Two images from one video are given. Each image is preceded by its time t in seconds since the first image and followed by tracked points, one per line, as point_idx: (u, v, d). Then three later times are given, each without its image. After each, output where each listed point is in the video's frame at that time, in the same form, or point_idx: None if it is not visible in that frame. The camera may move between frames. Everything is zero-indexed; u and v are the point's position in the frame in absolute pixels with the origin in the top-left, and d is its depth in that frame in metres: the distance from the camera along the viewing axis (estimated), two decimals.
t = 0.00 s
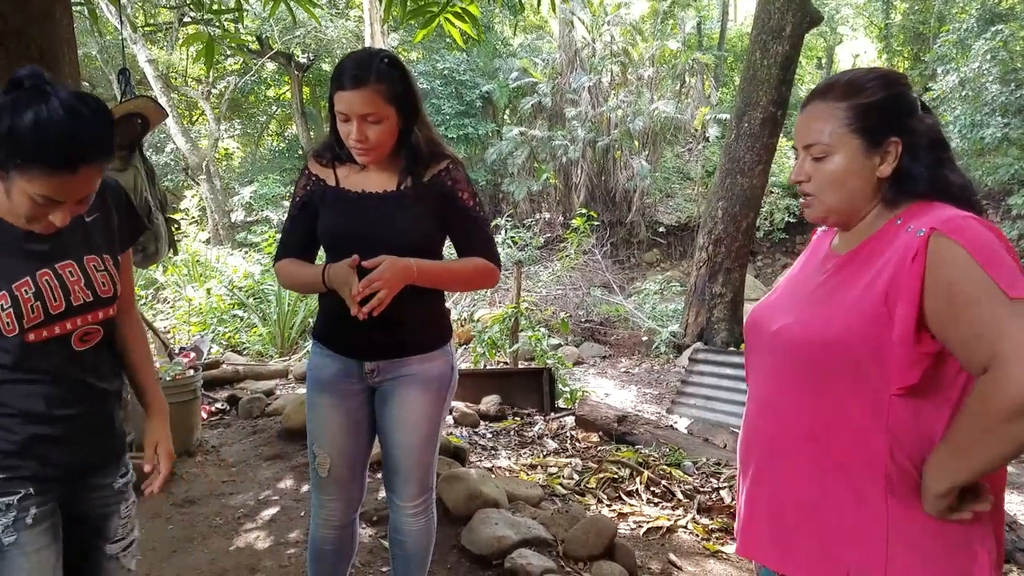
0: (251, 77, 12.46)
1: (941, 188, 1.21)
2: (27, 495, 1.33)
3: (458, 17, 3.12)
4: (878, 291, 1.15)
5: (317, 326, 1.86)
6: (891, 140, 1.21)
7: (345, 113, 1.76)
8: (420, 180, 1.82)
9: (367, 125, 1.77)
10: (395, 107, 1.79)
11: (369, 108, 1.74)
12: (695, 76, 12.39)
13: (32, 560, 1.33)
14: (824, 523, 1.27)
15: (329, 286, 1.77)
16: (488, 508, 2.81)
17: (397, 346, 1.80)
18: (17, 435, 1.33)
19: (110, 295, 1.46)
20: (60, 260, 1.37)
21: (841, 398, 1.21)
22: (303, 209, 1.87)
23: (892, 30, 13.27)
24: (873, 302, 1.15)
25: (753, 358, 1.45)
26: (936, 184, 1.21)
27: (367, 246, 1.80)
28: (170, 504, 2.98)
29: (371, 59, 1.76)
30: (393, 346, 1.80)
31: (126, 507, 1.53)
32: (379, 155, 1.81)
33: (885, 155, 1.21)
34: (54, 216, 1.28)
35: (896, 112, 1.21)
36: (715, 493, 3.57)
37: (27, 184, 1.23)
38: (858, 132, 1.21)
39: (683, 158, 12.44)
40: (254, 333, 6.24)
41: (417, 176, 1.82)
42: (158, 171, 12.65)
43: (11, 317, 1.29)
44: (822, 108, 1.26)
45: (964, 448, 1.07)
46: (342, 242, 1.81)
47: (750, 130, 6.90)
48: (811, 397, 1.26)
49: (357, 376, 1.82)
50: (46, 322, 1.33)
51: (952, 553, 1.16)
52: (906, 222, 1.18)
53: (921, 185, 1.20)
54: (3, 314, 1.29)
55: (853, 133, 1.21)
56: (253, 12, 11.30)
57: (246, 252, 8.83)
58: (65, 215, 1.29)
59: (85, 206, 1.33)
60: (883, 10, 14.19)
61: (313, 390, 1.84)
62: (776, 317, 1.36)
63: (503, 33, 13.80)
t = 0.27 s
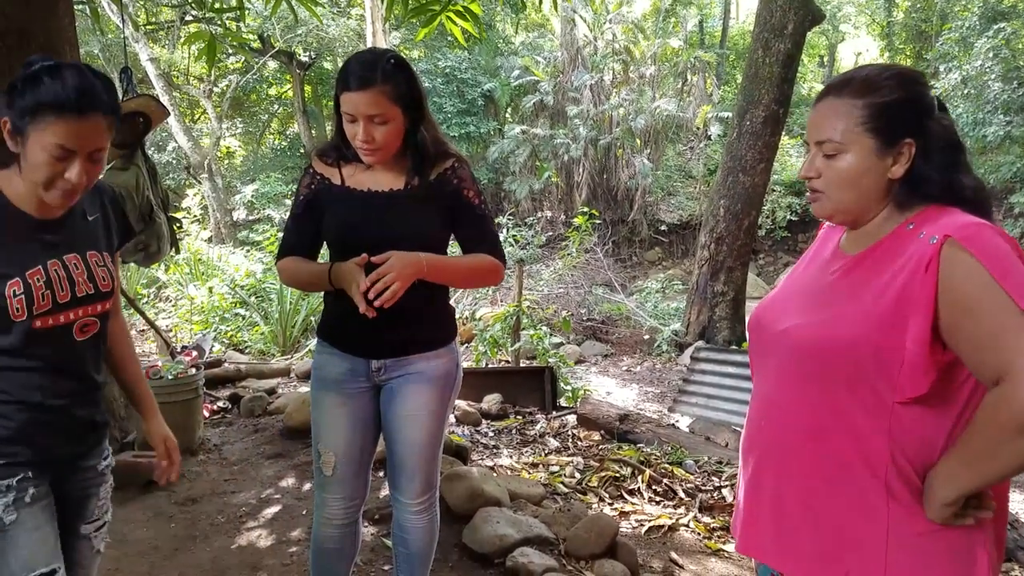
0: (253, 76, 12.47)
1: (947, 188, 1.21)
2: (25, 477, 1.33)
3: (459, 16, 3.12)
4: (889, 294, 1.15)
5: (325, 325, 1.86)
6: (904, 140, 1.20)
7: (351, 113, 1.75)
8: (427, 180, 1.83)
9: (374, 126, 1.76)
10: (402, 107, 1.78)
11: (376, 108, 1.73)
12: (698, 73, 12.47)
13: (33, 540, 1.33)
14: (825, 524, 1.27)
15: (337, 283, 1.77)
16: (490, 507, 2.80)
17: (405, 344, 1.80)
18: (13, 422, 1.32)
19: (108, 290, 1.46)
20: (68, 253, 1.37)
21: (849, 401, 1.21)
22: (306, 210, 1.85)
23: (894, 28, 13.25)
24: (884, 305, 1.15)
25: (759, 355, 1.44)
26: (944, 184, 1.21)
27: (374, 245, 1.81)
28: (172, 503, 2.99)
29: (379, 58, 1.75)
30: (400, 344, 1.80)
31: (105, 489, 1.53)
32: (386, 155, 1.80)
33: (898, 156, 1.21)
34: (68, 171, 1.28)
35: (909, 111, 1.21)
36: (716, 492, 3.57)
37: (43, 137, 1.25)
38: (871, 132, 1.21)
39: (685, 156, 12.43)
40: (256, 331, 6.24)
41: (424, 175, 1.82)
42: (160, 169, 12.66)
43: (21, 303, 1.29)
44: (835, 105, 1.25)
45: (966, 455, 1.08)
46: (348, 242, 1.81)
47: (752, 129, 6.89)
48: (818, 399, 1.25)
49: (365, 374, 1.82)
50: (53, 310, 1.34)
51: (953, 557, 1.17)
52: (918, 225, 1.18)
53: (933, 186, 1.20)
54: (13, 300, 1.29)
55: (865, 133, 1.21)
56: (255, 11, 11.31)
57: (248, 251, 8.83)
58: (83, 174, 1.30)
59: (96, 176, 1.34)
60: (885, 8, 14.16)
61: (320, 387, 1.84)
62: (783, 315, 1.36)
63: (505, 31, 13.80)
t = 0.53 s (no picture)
0: (255, 74, 12.47)
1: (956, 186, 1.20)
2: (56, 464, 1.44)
3: (462, 14, 3.12)
4: (893, 294, 1.14)
5: (329, 322, 1.86)
6: (912, 140, 1.19)
7: (359, 112, 1.74)
8: (433, 177, 1.83)
9: (382, 124, 1.75)
10: (409, 105, 1.78)
11: (384, 107, 1.72)
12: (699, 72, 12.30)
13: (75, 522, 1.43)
14: (826, 523, 1.27)
15: (344, 281, 1.76)
16: (492, 505, 2.80)
17: (413, 343, 1.80)
18: (41, 410, 1.42)
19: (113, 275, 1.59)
20: (78, 240, 1.50)
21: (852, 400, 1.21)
22: (311, 207, 1.84)
23: (897, 26, 13.22)
24: (890, 305, 1.14)
25: (763, 354, 1.44)
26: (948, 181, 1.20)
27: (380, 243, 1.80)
28: (175, 500, 2.99)
29: (386, 57, 1.74)
30: (405, 343, 1.80)
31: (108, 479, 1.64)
32: (393, 154, 1.80)
33: (905, 157, 1.20)
34: (76, 131, 1.42)
35: (919, 110, 1.20)
36: (718, 490, 3.57)
37: (44, 104, 1.40)
38: (879, 131, 1.20)
39: (687, 154, 12.42)
40: (258, 329, 6.24)
41: (430, 172, 1.83)
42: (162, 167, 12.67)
43: (51, 286, 1.42)
44: (843, 103, 1.25)
45: (970, 457, 1.07)
46: (354, 240, 1.81)
47: (754, 127, 6.88)
48: (820, 398, 1.25)
49: (371, 372, 1.81)
50: (77, 292, 1.47)
51: (954, 559, 1.16)
52: (928, 225, 1.17)
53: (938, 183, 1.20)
54: (44, 284, 1.41)
55: (873, 131, 1.20)
56: (257, 9, 11.33)
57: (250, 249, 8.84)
58: (91, 136, 1.44)
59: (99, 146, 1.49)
60: (888, 6, 14.14)
61: (325, 384, 1.84)
62: (787, 315, 1.35)
63: (507, 30, 13.80)
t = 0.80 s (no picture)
0: (258, 73, 12.47)
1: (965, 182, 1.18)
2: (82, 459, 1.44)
3: (464, 13, 3.12)
4: (892, 293, 1.14)
5: (334, 319, 1.85)
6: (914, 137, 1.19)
7: (370, 113, 1.74)
8: (438, 176, 1.84)
9: (394, 125, 1.75)
10: (418, 106, 1.78)
11: (394, 108, 1.73)
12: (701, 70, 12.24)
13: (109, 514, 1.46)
14: (828, 523, 1.27)
15: (348, 269, 1.76)
16: (495, 504, 2.80)
17: (411, 338, 1.80)
18: (64, 407, 1.41)
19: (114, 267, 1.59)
20: (81, 231, 1.49)
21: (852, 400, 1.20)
22: (315, 205, 1.83)
23: (899, 25, 13.20)
24: (889, 305, 1.14)
25: (766, 354, 1.44)
26: (921, 177, 1.18)
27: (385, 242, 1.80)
28: (178, 499, 3.00)
29: (397, 58, 1.75)
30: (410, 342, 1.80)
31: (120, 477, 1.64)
32: (401, 154, 1.80)
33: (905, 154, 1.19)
34: (69, 119, 1.43)
35: (930, 105, 1.18)
36: (720, 489, 3.57)
37: (35, 95, 1.40)
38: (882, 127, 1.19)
39: (689, 153, 12.41)
40: (260, 328, 6.24)
41: (435, 173, 1.84)
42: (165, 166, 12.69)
43: (71, 274, 1.41)
44: (848, 100, 1.24)
45: (969, 458, 1.07)
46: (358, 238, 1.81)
47: (757, 126, 6.86)
48: (821, 398, 1.25)
49: (376, 371, 1.81)
50: (92, 281, 1.46)
51: (954, 559, 1.16)
52: (926, 222, 1.17)
53: (906, 178, 1.19)
54: (64, 272, 1.40)
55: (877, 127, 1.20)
56: (259, 8, 11.34)
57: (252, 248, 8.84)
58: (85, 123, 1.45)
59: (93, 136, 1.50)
60: (890, 5, 14.12)
61: (331, 383, 1.84)
62: (789, 314, 1.35)
63: (509, 28, 13.80)
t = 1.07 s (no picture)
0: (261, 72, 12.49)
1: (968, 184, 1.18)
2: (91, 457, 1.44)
3: (468, 12, 3.12)
4: (883, 290, 1.14)
5: (341, 319, 1.85)
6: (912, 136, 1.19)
7: (379, 114, 1.74)
8: (444, 177, 1.84)
9: (403, 126, 1.75)
10: (425, 107, 1.78)
11: (403, 110, 1.73)
12: (706, 70, 12.39)
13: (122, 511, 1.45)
14: (824, 521, 1.27)
15: (357, 266, 1.75)
16: (498, 503, 2.80)
17: (418, 336, 1.80)
18: (69, 407, 1.41)
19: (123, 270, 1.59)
20: (89, 235, 1.49)
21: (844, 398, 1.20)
22: (321, 206, 1.83)
23: (904, 24, 13.16)
24: (879, 303, 1.14)
25: (765, 352, 1.44)
26: (935, 176, 1.18)
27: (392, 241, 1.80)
28: (182, 498, 3.01)
29: (404, 59, 1.74)
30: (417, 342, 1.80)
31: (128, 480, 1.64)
32: (408, 155, 1.80)
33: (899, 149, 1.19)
34: (78, 116, 1.42)
35: (926, 107, 1.19)
36: (723, 489, 3.57)
37: (43, 94, 1.39)
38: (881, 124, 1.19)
39: (693, 153, 12.40)
40: (264, 327, 6.25)
41: (440, 174, 1.84)
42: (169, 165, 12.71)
43: (75, 281, 1.40)
44: (850, 98, 1.25)
45: (956, 454, 1.06)
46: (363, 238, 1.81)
47: (761, 125, 6.85)
48: (815, 395, 1.25)
49: (381, 370, 1.81)
50: (98, 286, 1.46)
51: (950, 558, 1.14)
52: (917, 220, 1.17)
53: (915, 178, 1.19)
54: (68, 278, 1.39)
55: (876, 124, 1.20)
56: (263, 8, 11.36)
57: (256, 247, 8.84)
58: (94, 120, 1.45)
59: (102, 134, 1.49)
60: (895, 4, 14.07)
61: (336, 383, 1.84)
62: (785, 312, 1.35)
63: (513, 27, 13.81)
